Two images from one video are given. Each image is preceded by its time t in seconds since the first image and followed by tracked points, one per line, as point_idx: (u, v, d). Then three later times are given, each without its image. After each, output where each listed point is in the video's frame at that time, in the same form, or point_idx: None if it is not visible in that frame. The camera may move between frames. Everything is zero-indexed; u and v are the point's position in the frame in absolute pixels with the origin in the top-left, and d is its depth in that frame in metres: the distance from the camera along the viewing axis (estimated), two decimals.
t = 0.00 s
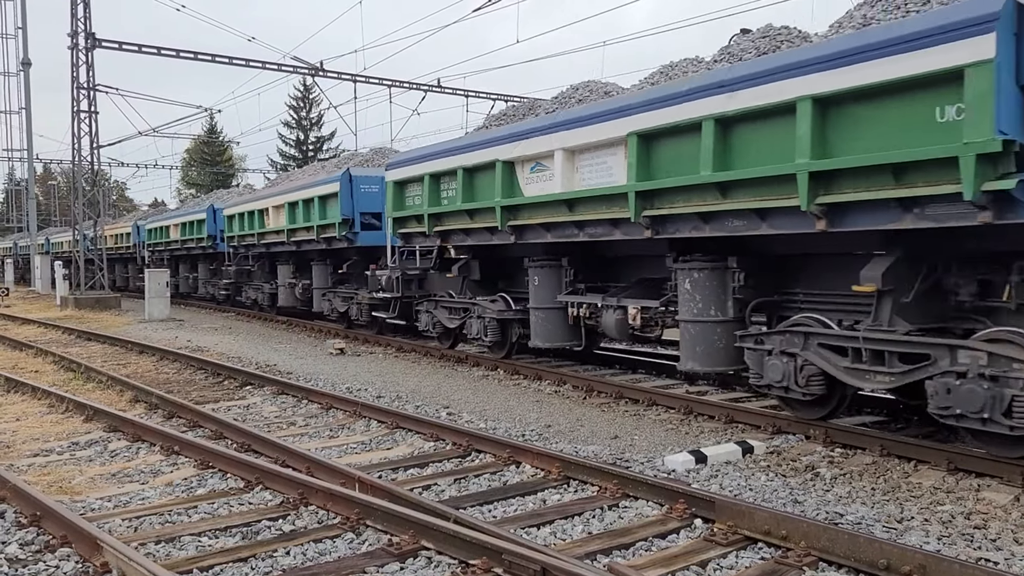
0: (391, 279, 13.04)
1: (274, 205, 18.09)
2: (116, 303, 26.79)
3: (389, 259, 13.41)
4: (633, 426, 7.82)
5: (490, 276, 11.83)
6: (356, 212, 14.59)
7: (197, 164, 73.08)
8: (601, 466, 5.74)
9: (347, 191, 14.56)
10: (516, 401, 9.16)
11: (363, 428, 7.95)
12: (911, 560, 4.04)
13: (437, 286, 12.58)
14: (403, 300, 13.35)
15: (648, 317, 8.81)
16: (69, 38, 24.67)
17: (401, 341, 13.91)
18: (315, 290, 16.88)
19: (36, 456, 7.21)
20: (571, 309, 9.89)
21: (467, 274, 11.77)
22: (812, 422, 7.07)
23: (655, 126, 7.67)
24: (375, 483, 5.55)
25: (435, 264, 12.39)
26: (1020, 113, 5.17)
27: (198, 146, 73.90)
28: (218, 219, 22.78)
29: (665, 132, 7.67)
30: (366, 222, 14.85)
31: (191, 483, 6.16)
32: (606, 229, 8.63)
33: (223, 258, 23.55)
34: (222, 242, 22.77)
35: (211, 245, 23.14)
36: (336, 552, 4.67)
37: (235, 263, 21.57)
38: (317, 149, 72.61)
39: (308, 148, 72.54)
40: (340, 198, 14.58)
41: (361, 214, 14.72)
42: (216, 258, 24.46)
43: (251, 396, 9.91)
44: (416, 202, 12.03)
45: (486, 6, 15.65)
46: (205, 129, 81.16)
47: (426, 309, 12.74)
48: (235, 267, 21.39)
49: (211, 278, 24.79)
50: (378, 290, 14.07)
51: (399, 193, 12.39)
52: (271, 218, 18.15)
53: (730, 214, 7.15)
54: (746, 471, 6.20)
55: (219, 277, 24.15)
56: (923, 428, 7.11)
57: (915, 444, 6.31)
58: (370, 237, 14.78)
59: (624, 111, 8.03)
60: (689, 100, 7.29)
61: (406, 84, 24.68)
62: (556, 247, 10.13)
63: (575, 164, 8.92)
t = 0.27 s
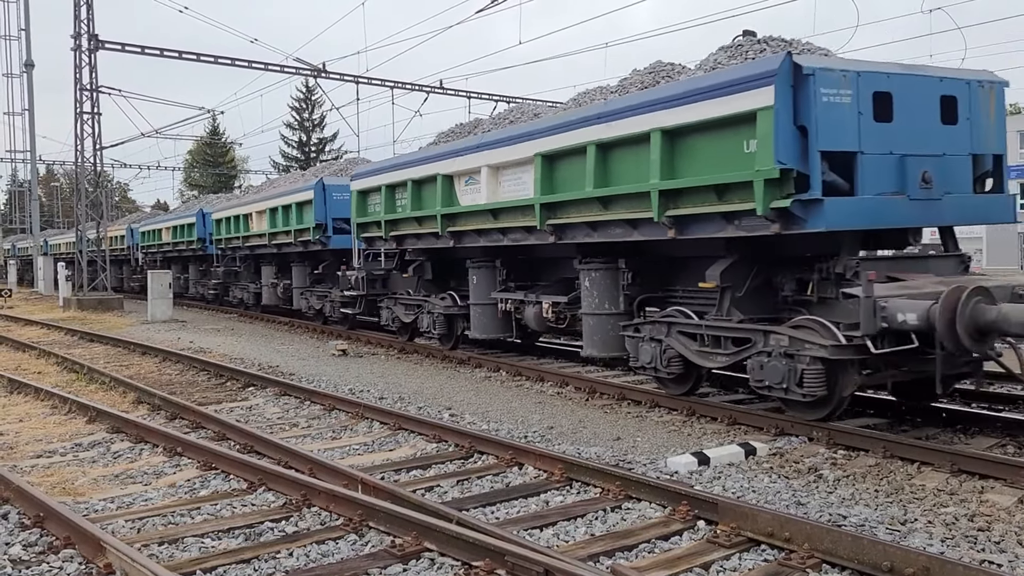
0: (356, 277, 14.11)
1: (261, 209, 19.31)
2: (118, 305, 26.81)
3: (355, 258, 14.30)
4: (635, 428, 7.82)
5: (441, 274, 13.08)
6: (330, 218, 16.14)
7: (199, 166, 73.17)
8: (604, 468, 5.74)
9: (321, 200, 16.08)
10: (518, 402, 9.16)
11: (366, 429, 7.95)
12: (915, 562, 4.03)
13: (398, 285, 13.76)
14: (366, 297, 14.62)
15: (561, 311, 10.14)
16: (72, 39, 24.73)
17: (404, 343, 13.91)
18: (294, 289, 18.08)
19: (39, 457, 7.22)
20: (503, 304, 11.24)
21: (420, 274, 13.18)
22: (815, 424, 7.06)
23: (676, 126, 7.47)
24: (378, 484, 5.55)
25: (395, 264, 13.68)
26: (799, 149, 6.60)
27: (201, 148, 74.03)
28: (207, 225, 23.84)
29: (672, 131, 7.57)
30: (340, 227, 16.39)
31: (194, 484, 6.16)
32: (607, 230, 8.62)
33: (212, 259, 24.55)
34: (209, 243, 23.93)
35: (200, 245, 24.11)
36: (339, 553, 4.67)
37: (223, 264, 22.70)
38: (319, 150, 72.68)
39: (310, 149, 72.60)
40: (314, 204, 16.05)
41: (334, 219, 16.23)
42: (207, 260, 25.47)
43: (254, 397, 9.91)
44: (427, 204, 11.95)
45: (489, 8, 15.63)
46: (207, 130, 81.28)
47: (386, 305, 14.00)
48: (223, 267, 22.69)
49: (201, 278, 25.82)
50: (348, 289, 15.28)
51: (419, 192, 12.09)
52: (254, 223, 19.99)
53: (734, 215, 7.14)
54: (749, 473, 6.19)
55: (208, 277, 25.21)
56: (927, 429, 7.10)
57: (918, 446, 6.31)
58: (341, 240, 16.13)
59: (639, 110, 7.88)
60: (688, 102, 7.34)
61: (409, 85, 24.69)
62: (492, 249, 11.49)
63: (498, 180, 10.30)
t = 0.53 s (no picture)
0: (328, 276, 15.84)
1: (241, 215, 20.95)
2: (118, 306, 26.81)
3: (325, 259, 16.00)
4: (635, 430, 7.82)
5: (400, 275, 14.50)
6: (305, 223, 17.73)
7: (199, 167, 73.22)
8: (605, 469, 5.73)
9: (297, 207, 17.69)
10: (518, 404, 9.16)
11: (366, 431, 7.95)
12: (915, 564, 4.03)
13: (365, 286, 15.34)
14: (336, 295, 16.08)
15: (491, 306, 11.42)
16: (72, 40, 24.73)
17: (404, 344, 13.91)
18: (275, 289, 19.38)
19: (39, 459, 7.22)
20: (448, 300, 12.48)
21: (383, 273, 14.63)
22: (816, 426, 7.05)
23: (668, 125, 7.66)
24: (379, 486, 5.55)
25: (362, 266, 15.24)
26: (656, 170, 7.99)
27: (201, 149, 74.07)
28: (195, 229, 24.88)
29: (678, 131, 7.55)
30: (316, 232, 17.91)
31: (194, 485, 6.16)
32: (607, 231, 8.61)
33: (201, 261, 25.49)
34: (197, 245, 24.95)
35: (188, 249, 25.07)
36: (339, 555, 4.67)
37: (210, 266, 23.99)
38: (320, 152, 72.69)
39: (310, 151, 72.62)
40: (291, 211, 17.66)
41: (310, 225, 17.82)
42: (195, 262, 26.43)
43: (254, 398, 9.91)
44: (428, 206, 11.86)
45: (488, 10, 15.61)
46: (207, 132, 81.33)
47: (353, 302, 15.37)
48: (210, 269, 23.84)
49: (188, 279, 26.82)
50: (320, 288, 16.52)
51: (400, 197, 12.61)
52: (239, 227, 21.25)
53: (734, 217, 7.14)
54: (749, 474, 6.19)
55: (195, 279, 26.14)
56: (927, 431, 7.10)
57: (918, 447, 6.31)
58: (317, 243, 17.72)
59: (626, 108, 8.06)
60: (579, 128, 8.67)
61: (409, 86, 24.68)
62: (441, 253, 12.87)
63: (437, 191, 11.64)
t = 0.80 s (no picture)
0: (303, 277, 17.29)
1: (223, 220, 22.62)
2: (118, 308, 26.80)
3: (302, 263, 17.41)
4: (635, 431, 7.82)
5: (365, 276, 15.70)
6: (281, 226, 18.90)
7: (199, 169, 73.24)
8: (604, 471, 5.73)
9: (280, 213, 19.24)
10: (518, 406, 9.16)
11: (366, 432, 7.95)
12: (913, 565, 4.03)
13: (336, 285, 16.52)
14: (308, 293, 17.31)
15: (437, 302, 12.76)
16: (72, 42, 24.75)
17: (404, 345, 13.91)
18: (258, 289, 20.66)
19: (38, 461, 7.22)
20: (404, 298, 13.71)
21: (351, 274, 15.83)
22: (815, 427, 7.05)
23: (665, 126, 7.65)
24: (379, 488, 5.54)
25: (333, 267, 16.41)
26: (556, 185, 9.55)
27: (200, 151, 74.09)
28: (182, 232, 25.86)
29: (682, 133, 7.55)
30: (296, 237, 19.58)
31: (193, 487, 6.15)
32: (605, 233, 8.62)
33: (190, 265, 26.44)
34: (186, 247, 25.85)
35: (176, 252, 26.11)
36: (338, 557, 4.66)
37: (198, 268, 25.32)
38: (319, 153, 72.69)
39: (310, 153, 72.63)
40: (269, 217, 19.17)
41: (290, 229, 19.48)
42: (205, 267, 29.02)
43: (254, 400, 9.91)
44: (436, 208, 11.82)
45: (487, 11, 15.60)
46: (207, 134, 81.42)
47: (325, 300, 16.58)
48: (197, 270, 25.08)
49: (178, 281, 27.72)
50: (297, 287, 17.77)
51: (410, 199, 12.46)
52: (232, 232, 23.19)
53: (734, 218, 7.14)
54: (749, 476, 6.19)
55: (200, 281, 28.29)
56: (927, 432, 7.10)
57: (918, 449, 6.31)
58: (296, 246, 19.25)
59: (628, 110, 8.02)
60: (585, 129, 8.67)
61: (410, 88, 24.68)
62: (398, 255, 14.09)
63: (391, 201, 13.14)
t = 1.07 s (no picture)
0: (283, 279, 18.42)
1: (211, 225, 23.30)
2: (118, 310, 26.80)
3: (281, 265, 18.53)
4: (635, 433, 7.82)
5: (337, 276, 16.81)
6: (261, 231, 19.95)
7: (199, 171, 73.26)
8: (604, 473, 5.73)
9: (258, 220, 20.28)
10: (518, 407, 9.16)
11: (366, 434, 7.95)
12: (913, 566, 4.03)
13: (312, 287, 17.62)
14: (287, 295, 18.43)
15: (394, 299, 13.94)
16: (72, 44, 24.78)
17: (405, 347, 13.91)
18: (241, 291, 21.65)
19: (39, 463, 7.22)
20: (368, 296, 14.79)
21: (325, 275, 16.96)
22: (816, 429, 7.04)
23: (657, 131, 7.70)
24: (379, 490, 5.54)
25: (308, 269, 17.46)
26: (483, 197, 10.97)
27: (201, 154, 74.12)
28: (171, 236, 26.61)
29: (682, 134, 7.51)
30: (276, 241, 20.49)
31: (194, 489, 6.16)
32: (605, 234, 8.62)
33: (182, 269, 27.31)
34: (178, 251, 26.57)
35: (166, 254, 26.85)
36: (339, 559, 4.66)
37: (187, 271, 26.24)
38: (319, 155, 72.72)
39: (310, 154, 72.68)
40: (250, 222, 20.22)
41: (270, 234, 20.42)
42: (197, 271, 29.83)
43: (254, 402, 9.91)
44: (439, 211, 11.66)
45: (487, 13, 15.60)
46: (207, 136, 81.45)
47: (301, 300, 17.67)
48: (186, 273, 26.00)
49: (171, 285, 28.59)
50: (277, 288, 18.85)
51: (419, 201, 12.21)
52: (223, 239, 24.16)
53: (734, 219, 7.13)
54: (749, 478, 6.19)
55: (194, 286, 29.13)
56: (927, 433, 7.09)
57: (918, 450, 6.30)
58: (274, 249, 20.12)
59: (624, 117, 8.08)
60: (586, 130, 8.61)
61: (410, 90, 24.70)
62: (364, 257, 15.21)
63: (353, 210, 14.32)
